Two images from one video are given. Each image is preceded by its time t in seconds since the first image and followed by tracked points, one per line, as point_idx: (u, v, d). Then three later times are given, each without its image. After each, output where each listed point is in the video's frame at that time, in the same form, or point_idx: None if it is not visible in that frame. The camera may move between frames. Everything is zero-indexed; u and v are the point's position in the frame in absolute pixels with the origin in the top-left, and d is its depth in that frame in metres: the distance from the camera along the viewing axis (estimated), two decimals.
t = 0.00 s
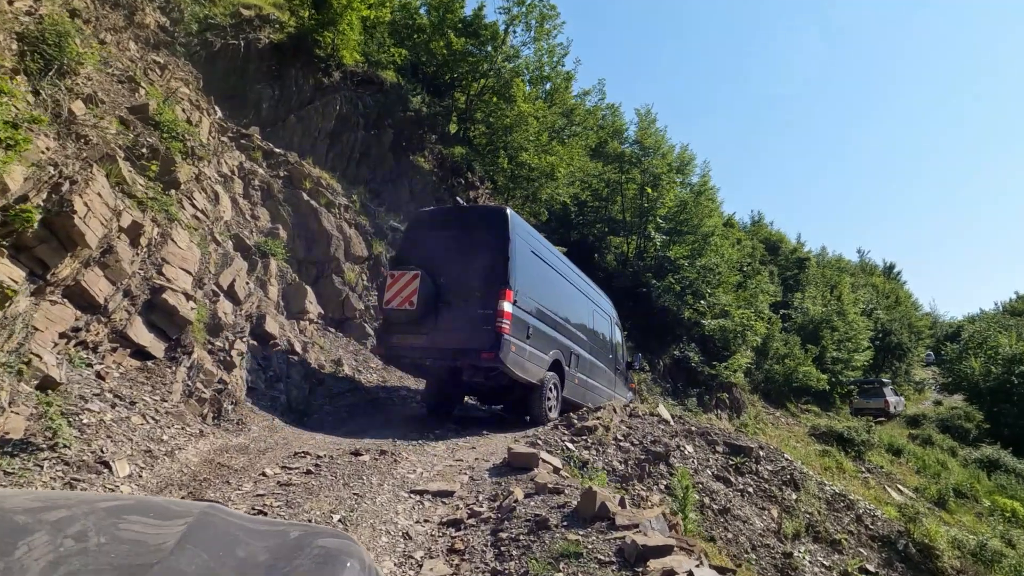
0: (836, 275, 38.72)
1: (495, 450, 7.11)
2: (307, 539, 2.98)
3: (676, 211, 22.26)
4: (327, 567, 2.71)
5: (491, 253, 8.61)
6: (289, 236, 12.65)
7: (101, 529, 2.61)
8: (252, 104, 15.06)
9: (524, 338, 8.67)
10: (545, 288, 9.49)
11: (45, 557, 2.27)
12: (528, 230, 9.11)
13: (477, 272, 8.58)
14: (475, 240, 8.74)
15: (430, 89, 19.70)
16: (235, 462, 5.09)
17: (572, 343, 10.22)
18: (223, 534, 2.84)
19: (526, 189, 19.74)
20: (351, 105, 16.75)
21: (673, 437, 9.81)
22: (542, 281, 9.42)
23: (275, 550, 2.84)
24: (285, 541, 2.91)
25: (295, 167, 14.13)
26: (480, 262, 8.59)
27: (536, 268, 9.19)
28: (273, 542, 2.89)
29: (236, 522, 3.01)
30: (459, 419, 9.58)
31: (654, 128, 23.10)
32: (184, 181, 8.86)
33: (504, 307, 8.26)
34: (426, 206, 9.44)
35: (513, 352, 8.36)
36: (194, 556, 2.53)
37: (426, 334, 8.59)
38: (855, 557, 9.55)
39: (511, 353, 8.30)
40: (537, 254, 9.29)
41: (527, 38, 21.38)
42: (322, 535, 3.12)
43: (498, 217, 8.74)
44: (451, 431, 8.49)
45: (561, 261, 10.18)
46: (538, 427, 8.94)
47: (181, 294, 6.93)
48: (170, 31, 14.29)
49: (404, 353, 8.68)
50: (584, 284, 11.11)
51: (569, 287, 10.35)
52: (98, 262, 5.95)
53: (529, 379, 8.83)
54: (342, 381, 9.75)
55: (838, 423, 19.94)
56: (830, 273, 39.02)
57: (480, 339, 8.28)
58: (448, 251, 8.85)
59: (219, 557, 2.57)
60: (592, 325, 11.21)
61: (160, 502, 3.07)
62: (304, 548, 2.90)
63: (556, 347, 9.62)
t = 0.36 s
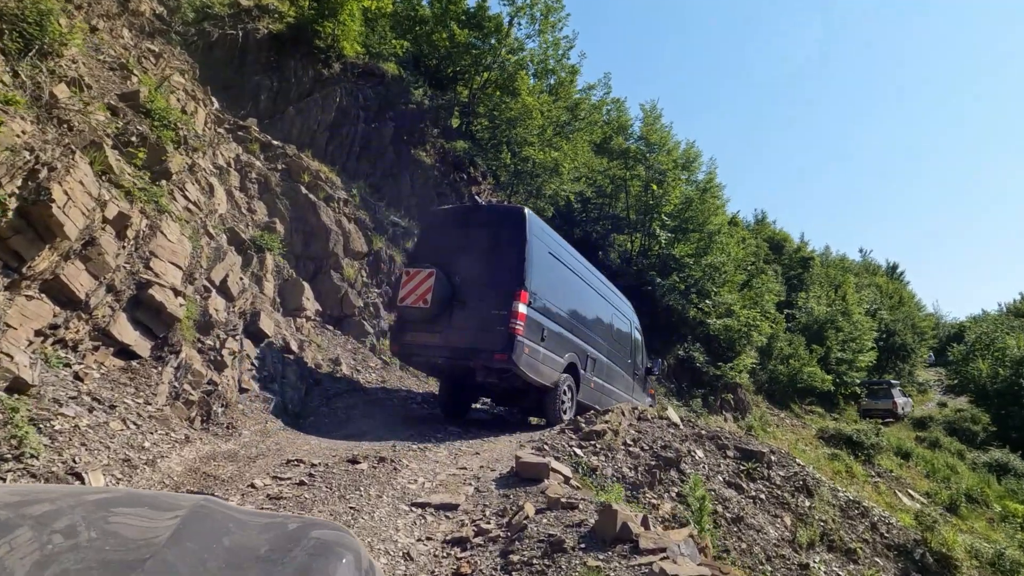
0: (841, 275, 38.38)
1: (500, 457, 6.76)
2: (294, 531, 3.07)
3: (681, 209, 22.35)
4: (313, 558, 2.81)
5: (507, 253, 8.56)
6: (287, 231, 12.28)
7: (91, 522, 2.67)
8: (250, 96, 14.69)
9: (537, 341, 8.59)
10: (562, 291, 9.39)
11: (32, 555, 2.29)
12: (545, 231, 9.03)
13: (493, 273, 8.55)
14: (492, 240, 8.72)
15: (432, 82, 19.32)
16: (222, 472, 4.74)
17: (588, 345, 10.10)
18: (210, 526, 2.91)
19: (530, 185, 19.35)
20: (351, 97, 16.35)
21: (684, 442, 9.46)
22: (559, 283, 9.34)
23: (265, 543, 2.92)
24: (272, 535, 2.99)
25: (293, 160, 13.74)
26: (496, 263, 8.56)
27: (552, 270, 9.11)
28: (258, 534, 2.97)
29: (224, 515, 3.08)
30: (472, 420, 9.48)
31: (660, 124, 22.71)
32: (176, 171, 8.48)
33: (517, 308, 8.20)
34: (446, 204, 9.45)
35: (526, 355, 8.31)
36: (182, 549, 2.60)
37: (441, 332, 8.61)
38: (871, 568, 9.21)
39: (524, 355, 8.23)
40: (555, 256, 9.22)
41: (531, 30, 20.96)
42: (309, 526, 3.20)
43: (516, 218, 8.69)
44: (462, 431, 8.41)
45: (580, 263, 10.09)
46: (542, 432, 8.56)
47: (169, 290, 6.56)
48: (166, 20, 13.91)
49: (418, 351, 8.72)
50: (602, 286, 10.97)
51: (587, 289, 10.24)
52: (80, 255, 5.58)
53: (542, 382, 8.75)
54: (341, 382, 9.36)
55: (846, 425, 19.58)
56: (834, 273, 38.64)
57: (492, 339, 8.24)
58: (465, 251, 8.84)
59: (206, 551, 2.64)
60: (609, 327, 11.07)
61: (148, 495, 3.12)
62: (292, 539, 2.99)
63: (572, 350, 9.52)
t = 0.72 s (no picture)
0: (843, 275, 38.03)
1: (506, 467, 6.37)
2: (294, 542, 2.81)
3: (685, 206, 22.00)
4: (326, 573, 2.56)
5: (525, 260, 8.47)
6: (282, 228, 11.87)
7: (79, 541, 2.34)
8: (246, 89, 14.33)
9: (553, 349, 8.50)
10: (579, 297, 9.29)
11: None
12: (563, 237, 8.92)
13: (510, 279, 8.47)
14: (509, 246, 8.62)
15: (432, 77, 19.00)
16: (205, 488, 4.34)
17: (605, 351, 10.01)
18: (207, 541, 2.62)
19: (532, 181, 18.94)
20: (350, 90, 15.90)
21: (694, 448, 9.06)
22: (577, 289, 9.24)
23: (269, 552, 2.70)
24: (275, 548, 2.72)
25: (289, 155, 13.34)
26: (513, 269, 8.47)
27: (570, 276, 9.01)
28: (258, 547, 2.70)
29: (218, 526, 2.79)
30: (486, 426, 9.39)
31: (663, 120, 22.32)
32: (164, 163, 8.06)
33: (534, 316, 8.13)
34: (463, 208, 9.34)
35: (541, 364, 8.24)
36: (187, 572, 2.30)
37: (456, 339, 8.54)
38: None
39: (539, 364, 8.15)
40: (574, 262, 9.12)
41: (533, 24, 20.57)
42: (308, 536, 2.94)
43: (534, 224, 8.59)
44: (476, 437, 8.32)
45: (598, 268, 9.99)
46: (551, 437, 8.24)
47: (154, 288, 6.12)
48: (159, 10, 13.51)
49: (433, 356, 8.65)
50: (620, 290, 10.86)
51: (605, 295, 10.12)
52: (58, 250, 5.21)
53: (557, 390, 8.65)
54: (337, 384, 8.96)
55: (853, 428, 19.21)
56: (836, 273, 38.33)
57: (508, 347, 8.17)
58: (482, 256, 8.76)
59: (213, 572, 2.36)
60: (627, 331, 10.97)
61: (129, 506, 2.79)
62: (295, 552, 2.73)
63: (587, 358, 9.42)
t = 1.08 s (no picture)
0: (838, 272, 37.84)
1: (507, 473, 5.99)
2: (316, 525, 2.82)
3: (683, 201, 21.73)
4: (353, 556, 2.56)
5: (530, 259, 8.22)
6: (270, 222, 11.44)
7: (82, 521, 2.31)
8: (233, 81, 13.93)
9: (561, 349, 8.27)
10: (588, 295, 9.04)
11: None
12: (570, 235, 8.68)
13: (515, 279, 8.24)
14: (514, 244, 8.38)
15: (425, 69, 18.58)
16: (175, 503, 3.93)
17: (615, 350, 9.75)
18: (228, 526, 2.60)
19: (526, 175, 18.50)
20: (340, 82, 15.47)
21: (700, 449, 8.68)
22: (585, 288, 8.98)
23: (266, 537, 2.59)
24: (297, 529, 2.72)
25: (277, 147, 12.90)
26: (518, 268, 8.23)
27: (578, 274, 8.77)
28: (281, 530, 2.69)
29: (240, 512, 2.78)
30: (494, 426, 9.15)
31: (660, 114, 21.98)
32: (143, 152, 7.63)
33: (541, 316, 7.91)
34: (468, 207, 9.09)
35: (549, 364, 8.01)
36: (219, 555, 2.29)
37: (462, 340, 8.32)
38: None
39: (547, 364, 7.94)
40: (581, 259, 8.87)
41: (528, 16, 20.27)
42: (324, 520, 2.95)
43: (540, 222, 8.33)
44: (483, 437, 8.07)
45: (606, 266, 9.72)
46: (553, 438, 7.87)
47: (129, 284, 5.69)
48: None
49: (439, 358, 8.43)
50: (630, 288, 10.58)
51: (614, 295, 9.86)
52: (20, 241, 4.89)
53: (565, 391, 8.42)
54: (327, 385, 8.51)
55: (853, 426, 18.91)
56: (832, 269, 38.14)
57: (514, 347, 7.95)
58: (487, 255, 8.52)
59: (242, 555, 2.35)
60: (637, 329, 10.69)
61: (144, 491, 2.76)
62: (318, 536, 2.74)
63: (597, 358, 9.17)
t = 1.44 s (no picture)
0: (828, 266, 37.75)
1: (492, 481, 5.69)
2: (273, 499, 3.01)
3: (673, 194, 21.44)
4: (303, 530, 2.75)
5: (531, 260, 8.08)
6: (249, 215, 11.07)
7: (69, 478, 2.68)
8: (212, 70, 13.49)
9: (562, 351, 8.12)
10: (587, 296, 8.87)
11: None
12: (571, 236, 8.52)
13: (516, 280, 8.10)
14: (514, 245, 8.24)
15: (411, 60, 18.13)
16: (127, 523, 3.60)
17: (615, 351, 9.58)
18: (188, 499, 2.80)
19: (513, 167, 17.76)
20: (324, 72, 15.08)
21: (693, 450, 8.42)
22: (585, 288, 8.82)
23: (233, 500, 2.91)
24: (258, 496, 3.00)
25: (258, 139, 12.52)
26: (519, 269, 8.10)
27: (579, 274, 8.61)
28: (239, 502, 2.89)
29: (204, 486, 2.99)
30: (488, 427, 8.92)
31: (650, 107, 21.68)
32: (110, 142, 7.25)
33: (541, 318, 7.77)
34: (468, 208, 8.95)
35: (550, 366, 7.86)
36: (169, 529, 2.48)
37: (462, 342, 8.19)
38: None
39: (547, 367, 7.79)
40: (581, 260, 8.71)
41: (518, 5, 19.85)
42: (287, 494, 3.15)
43: (541, 222, 8.19)
44: (476, 438, 7.85)
45: (605, 266, 9.54)
46: (541, 441, 7.58)
47: (89, 283, 5.34)
48: None
49: (440, 360, 8.31)
50: (628, 288, 10.40)
51: (614, 296, 9.69)
52: None
53: (566, 394, 8.27)
54: (306, 386, 8.19)
55: (845, 423, 18.76)
56: (822, 263, 38.04)
57: (515, 349, 7.81)
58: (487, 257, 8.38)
59: (195, 528, 2.55)
60: (636, 330, 10.53)
61: (121, 457, 3.08)
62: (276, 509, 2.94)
63: (597, 359, 9.01)
